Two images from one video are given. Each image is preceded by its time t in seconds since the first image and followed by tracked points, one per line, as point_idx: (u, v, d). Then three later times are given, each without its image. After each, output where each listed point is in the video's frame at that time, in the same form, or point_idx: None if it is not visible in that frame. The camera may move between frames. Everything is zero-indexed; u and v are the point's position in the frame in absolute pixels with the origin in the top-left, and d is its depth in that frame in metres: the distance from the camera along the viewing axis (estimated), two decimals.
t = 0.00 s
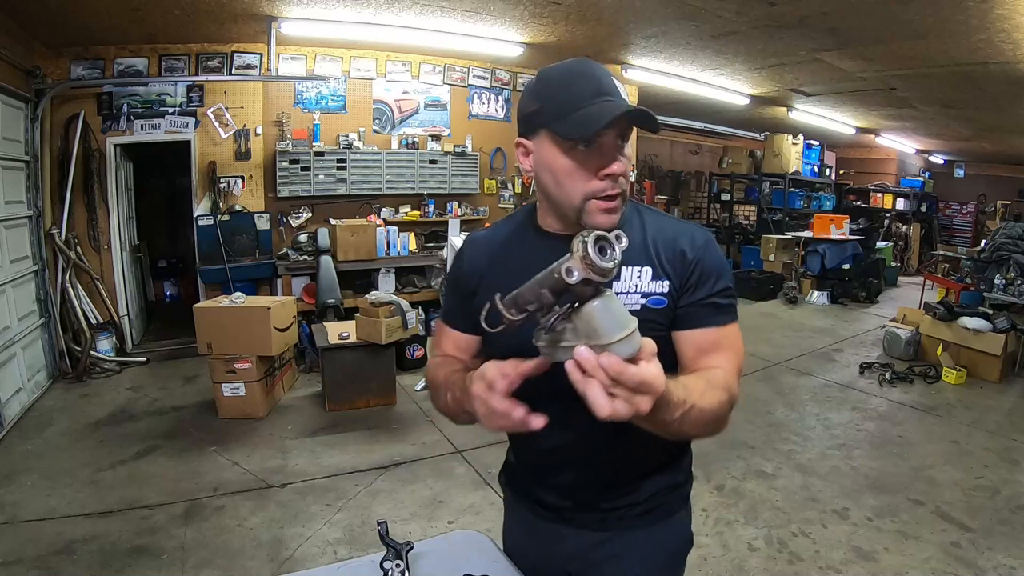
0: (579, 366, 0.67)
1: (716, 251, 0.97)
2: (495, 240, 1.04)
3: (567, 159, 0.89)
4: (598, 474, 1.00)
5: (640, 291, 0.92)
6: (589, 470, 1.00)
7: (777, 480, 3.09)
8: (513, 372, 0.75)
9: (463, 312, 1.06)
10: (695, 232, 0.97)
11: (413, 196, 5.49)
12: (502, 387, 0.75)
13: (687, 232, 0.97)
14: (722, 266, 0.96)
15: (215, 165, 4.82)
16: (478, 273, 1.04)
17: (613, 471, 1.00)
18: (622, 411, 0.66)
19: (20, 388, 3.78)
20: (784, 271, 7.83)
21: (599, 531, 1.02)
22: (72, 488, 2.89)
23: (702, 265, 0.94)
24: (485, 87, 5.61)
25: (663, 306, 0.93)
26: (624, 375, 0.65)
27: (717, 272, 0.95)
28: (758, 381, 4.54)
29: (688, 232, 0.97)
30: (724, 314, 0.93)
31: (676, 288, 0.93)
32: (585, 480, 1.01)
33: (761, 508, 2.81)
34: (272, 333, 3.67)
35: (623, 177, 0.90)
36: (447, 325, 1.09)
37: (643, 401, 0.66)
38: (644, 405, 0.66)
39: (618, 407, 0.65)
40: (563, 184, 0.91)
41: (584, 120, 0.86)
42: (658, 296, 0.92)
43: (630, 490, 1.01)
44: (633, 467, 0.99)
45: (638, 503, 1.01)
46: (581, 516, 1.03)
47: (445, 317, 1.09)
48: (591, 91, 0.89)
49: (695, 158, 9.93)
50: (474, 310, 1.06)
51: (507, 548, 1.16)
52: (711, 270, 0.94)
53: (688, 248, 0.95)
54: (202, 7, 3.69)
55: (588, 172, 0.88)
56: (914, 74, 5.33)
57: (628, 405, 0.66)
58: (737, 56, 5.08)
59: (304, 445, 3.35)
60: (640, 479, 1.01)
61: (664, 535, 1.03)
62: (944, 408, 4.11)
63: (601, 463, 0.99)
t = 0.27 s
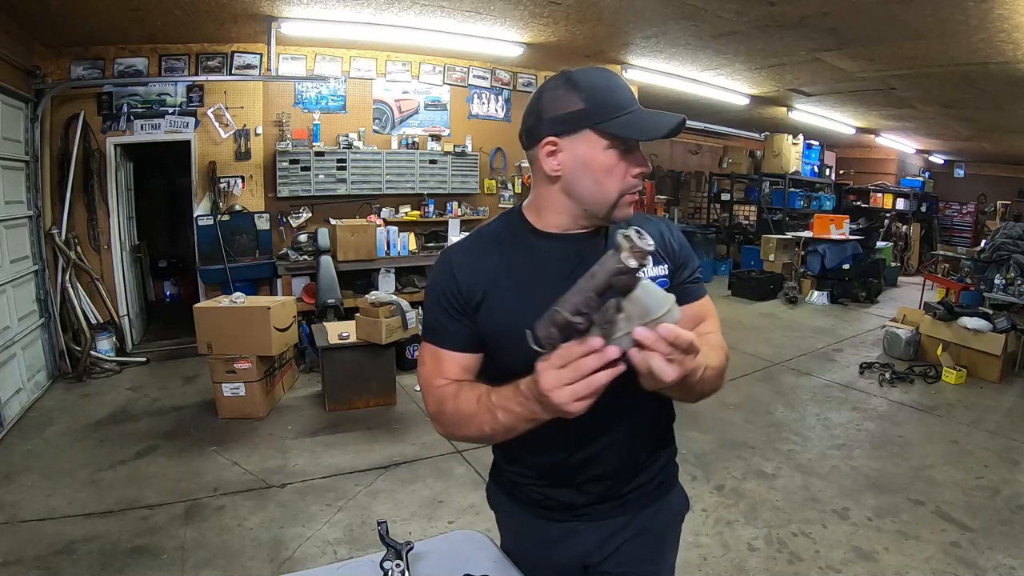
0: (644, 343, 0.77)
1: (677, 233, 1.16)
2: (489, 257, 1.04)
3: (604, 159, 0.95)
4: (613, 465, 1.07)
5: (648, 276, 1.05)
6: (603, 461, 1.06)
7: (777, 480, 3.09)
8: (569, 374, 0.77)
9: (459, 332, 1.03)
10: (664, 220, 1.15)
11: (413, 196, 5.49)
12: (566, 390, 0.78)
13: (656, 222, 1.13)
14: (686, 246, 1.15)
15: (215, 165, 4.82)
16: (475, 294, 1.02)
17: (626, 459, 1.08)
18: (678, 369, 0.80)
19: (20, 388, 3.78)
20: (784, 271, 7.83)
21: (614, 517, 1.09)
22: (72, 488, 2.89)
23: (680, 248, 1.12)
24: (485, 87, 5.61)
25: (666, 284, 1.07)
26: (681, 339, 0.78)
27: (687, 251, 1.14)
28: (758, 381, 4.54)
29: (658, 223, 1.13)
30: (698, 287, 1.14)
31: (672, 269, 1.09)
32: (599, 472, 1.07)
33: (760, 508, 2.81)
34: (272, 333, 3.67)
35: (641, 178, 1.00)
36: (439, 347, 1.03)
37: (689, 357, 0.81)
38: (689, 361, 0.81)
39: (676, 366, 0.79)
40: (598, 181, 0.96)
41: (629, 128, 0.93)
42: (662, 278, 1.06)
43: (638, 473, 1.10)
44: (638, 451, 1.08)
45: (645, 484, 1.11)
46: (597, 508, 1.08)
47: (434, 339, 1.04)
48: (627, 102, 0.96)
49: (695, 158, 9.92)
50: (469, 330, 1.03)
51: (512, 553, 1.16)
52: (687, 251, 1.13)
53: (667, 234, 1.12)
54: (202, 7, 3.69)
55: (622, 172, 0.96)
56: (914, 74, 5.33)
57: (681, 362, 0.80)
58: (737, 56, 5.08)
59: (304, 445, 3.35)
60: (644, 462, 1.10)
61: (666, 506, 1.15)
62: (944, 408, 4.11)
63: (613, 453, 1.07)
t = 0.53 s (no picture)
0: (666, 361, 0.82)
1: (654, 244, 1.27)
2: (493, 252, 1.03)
3: (619, 160, 0.97)
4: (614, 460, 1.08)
5: (645, 275, 1.13)
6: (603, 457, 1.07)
7: (777, 480, 3.09)
8: (590, 388, 0.77)
9: (459, 333, 1.01)
10: (645, 231, 1.26)
11: (413, 196, 5.49)
12: (588, 400, 0.77)
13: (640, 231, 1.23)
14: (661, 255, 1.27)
15: (215, 165, 4.82)
16: (481, 291, 1.01)
17: (626, 454, 1.09)
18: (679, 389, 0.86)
19: (20, 387, 3.78)
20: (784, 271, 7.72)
21: (617, 512, 1.10)
22: (72, 488, 2.89)
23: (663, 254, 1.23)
24: (485, 87, 5.61)
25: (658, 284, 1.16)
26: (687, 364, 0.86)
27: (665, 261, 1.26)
28: (758, 381, 4.54)
29: (642, 232, 1.23)
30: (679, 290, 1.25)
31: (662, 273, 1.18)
32: (601, 469, 1.08)
33: (760, 508, 2.81)
34: (272, 333, 3.67)
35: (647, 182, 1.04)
36: (437, 349, 1.01)
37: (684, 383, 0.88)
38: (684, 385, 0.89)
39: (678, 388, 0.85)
40: (610, 182, 0.98)
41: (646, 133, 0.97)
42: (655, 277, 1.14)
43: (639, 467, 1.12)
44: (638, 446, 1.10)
45: (646, 478, 1.13)
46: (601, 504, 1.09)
47: (433, 341, 1.02)
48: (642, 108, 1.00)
49: (695, 158, 9.92)
50: (472, 328, 1.02)
51: (513, 555, 1.15)
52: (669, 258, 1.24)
53: (650, 243, 1.23)
54: (202, 7, 3.69)
55: (634, 174, 0.99)
56: (914, 74, 5.33)
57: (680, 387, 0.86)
58: (737, 56, 5.08)
59: (304, 446, 3.35)
60: (644, 456, 1.12)
61: (664, 498, 1.17)
62: (944, 408, 4.11)
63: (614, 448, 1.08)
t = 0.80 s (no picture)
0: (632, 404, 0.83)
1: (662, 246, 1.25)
2: (491, 245, 1.04)
3: (624, 158, 0.97)
4: (613, 460, 1.08)
5: (648, 275, 1.11)
6: (602, 456, 1.07)
7: (777, 480, 3.09)
8: (556, 417, 0.81)
9: (455, 324, 1.03)
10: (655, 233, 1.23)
11: (413, 196, 5.49)
12: (550, 427, 0.81)
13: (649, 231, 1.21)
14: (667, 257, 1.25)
15: (215, 165, 4.82)
16: (477, 284, 1.01)
17: (625, 453, 1.09)
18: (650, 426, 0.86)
19: (20, 387, 3.78)
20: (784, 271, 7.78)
21: (617, 512, 1.10)
22: (72, 488, 2.89)
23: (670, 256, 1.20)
24: (485, 87, 5.61)
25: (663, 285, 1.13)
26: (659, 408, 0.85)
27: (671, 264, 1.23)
28: (758, 381, 4.54)
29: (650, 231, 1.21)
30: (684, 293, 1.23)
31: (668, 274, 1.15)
32: (600, 469, 1.08)
33: (760, 508, 2.81)
34: (272, 333, 3.67)
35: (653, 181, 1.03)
36: (431, 336, 1.04)
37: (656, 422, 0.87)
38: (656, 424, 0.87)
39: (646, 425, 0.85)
40: (615, 179, 0.98)
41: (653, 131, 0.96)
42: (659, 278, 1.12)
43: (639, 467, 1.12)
44: (637, 446, 1.10)
45: (646, 478, 1.13)
46: (600, 504, 1.09)
47: (428, 329, 1.04)
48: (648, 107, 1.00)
49: (696, 158, 9.89)
50: (468, 320, 1.03)
51: (513, 556, 1.15)
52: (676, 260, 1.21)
53: (659, 243, 1.20)
54: (202, 7, 3.69)
55: (640, 172, 0.99)
56: (914, 74, 5.33)
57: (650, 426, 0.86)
58: (737, 56, 5.08)
59: (304, 445, 3.35)
60: (643, 457, 1.12)
61: (665, 499, 1.17)
62: (944, 408, 4.11)
63: (613, 448, 1.08)
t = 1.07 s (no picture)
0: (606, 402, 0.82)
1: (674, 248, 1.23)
2: (495, 244, 1.05)
3: (592, 150, 0.96)
4: (612, 461, 1.08)
5: (655, 277, 1.09)
6: (602, 457, 1.07)
7: (777, 480, 3.09)
8: (532, 423, 0.83)
9: (459, 322, 1.05)
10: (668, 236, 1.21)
11: (413, 196, 5.49)
12: (529, 432, 0.83)
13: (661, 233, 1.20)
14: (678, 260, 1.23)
15: (215, 165, 4.82)
16: (479, 282, 1.02)
17: (625, 454, 1.09)
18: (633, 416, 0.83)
19: (20, 387, 3.78)
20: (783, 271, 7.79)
21: (617, 513, 1.10)
22: (72, 488, 2.89)
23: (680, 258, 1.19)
24: (485, 87, 5.61)
25: (671, 287, 1.12)
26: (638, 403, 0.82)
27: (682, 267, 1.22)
28: (758, 381, 4.54)
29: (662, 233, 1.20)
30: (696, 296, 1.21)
31: (678, 277, 1.14)
32: (600, 469, 1.07)
33: (760, 508, 2.81)
34: (272, 333, 3.67)
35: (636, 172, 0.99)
36: (436, 332, 1.07)
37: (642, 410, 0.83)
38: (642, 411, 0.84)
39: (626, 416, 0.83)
40: (588, 172, 0.97)
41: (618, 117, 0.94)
42: (667, 280, 1.11)
43: (640, 468, 1.11)
44: (638, 447, 1.10)
45: (647, 480, 1.12)
46: (600, 504, 1.09)
47: (434, 324, 1.07)
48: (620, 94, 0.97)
49: (695, 158, 9.89)
50: (470, 317, 1.05)
51: (513, 555, 1.15)
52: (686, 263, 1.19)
53: (671, 245, 1.19)
54: (202, 7, 3.69)
55: (613, 163, 0.96)
56: (914, 74, 5.33)
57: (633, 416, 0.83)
58: (737, 56, 5.08)
59: (304, 445, 3.35)
60: (644, 458, 1.11)
61: (667, 501, 1.16)
62: (944, 408, 4.11)
63: (614, 448, 1.08)
